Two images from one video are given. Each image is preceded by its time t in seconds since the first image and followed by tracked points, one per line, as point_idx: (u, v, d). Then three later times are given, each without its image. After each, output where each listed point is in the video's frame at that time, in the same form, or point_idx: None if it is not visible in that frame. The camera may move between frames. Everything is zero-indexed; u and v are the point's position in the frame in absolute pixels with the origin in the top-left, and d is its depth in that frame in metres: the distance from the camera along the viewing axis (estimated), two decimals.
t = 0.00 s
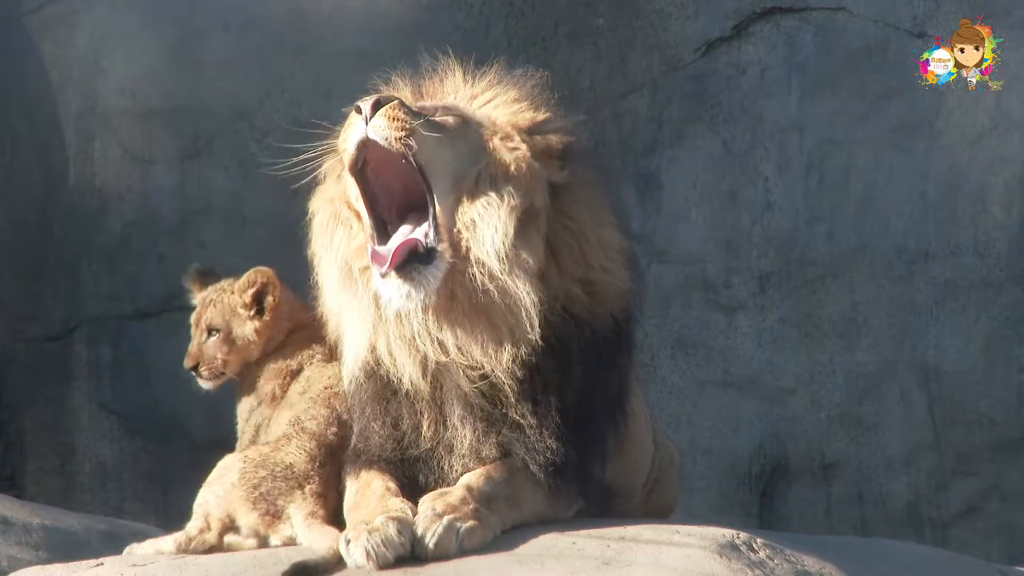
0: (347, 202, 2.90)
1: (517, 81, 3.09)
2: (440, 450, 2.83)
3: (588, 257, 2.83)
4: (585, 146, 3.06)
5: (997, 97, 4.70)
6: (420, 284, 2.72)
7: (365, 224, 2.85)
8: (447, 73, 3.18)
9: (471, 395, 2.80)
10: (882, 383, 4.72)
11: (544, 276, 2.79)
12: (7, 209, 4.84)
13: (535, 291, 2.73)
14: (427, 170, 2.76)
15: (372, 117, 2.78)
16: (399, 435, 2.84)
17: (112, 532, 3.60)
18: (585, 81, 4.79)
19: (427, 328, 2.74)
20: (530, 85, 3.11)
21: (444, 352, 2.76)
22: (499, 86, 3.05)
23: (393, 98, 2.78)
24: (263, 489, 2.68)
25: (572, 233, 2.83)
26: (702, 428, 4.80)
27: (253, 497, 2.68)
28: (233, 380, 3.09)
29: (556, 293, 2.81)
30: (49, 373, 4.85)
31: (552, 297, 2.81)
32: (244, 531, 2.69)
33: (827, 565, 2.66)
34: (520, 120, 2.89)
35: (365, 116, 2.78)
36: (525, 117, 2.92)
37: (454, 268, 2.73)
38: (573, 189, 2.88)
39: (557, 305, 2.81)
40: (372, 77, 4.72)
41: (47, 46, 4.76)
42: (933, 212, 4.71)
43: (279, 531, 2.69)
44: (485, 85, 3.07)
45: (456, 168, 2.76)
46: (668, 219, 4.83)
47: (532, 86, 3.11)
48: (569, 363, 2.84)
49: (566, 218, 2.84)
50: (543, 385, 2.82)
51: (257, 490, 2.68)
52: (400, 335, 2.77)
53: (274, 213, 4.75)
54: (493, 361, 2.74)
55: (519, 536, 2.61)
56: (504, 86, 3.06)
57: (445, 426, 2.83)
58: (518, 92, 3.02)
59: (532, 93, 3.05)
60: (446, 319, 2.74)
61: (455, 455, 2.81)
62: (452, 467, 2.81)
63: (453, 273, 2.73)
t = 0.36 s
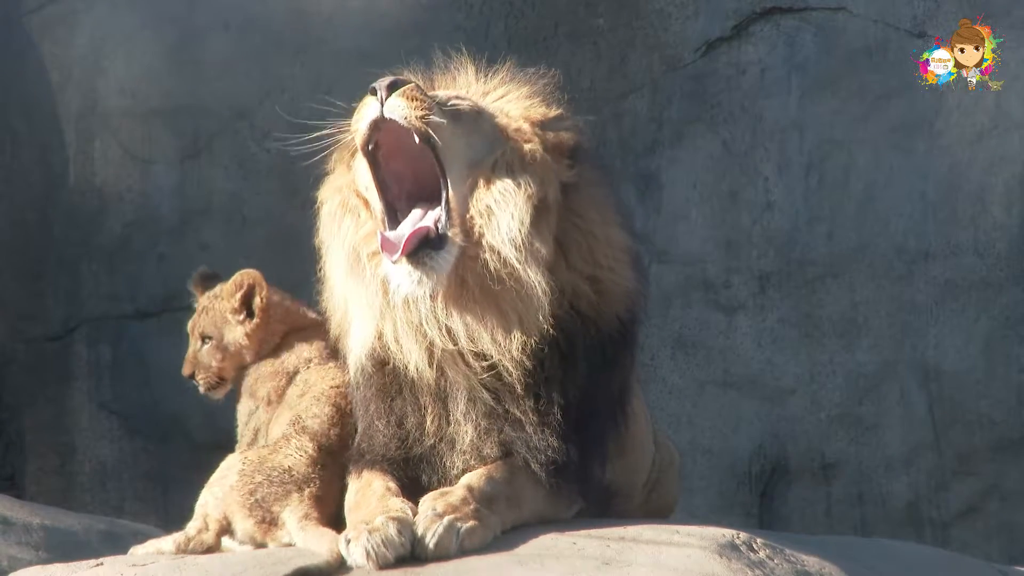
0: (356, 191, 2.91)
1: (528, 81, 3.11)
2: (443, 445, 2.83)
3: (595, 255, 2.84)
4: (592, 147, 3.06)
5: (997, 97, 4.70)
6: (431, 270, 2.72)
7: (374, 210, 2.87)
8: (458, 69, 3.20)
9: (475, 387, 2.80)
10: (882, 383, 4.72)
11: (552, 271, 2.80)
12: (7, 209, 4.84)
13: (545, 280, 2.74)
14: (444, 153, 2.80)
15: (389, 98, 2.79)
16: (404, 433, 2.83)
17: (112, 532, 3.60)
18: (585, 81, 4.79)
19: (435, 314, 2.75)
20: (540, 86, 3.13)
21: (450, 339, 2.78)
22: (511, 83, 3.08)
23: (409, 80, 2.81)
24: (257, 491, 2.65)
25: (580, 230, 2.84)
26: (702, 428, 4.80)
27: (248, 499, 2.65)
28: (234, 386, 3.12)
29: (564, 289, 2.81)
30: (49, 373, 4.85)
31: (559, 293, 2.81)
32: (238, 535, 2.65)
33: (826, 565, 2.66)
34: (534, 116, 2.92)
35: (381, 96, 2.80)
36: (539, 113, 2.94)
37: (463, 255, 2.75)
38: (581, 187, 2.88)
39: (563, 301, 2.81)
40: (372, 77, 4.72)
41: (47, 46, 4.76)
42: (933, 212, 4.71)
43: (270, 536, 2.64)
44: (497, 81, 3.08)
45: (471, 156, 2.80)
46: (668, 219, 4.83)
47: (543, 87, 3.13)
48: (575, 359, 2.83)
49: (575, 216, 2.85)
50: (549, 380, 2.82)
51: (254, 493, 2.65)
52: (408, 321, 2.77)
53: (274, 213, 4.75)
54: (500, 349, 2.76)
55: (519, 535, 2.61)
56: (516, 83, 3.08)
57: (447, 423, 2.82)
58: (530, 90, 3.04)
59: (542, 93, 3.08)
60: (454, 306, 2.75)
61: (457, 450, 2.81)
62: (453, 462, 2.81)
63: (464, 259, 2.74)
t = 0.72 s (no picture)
0: (360, 179, 2.92)
1: (536, 79, 3.13)
2: (446, 440, 2.81)
3: (599, 252, 2.84)
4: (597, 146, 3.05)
5: (997, 97, 4.70)
6: (443, 261, 2.72)
7: (382, 197, 2.87)
8: (465, 66, 3.21)
9: (479, 379, 2.79)
10: (882, 383, 4.72)
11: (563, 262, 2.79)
12: (7, 209, 4.84)
13: (558, 268, 2.75)
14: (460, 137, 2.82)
15: (403, 78, 2.82)
16: (410, 430, 2.81)
17: (113, 532, 3.61)
18: (585, 81, 4.79)
19: (444, 303, 2.74)
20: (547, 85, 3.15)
21: (458, 330, 2.77)
22: (520, 80, 3.09)
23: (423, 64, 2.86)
24: (257, 492, 2.63)
25: (586, 224, 2.84)
26: (702, 428, 4.80)
27: (248, 500, 2.63)
28: (224, 385, 3.03)
29: (570, 283, 2.80)
30: (48, 373, 4.85)
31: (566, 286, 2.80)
32: (235, 535, 2.65)
33: (826, 565, 2.66)
34: (545, 111, 2.93)
35: (395, 73, 2.83)
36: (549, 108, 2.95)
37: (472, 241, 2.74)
38: (588, 183, 2.88)
39: (569, 295, 2.81)
40: (372, 77, 4.72)
41: (47, 46, 4.76)
42: (933, 212, 4.71)
43: (267, 536, 2.63)
44: (506, 77, 3.10)
45: (486, 139, 2.82)
46: (668, 219, 4.83)
47: (550, 86, 3.14)
48: (581, 354, 2.84)
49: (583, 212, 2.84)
50: (555, 377, 2.82)
51: (253, 494, 2.63)
52: (413, 307, 2.76)
53: (274, 213, 4.76)
54: (511, 341, 2.75)
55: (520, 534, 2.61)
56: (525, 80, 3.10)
57: (450, 417, 2.80)
58: (539, 87, 3.05)
59: (551, 91, 3.09)
60: (461, 293, 2.74)
61: (458, 445, 2.80)
62: (455, 456, 2.80)
63: (475, 248, 2.74)
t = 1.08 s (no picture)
0: (363, 169, 2.89)
1: (541, 77, 3.14)
2: (446, 435, 2.76)
3: (600, 250, 2.83)
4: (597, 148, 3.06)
5: (997, 97, 4.70)
6: (455, 249, 2.70)
7: (382, 188, 2.86)
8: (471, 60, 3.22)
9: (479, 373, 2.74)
10: (882, 383, 4.72)
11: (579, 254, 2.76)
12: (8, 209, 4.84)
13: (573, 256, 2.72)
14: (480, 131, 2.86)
15: (421, 59, 2.79)
16: (413, 424, 2.77)
17: (113, 532, 3.61)
18: (585, 81, 4.80)
19: (449, 293, 2.70)
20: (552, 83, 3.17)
21: (465, 323, 2.72)
22: (526, 77, 3.11)
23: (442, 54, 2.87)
24: (256, 493, 2.62)
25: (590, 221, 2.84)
26: (702, 427, 4.80)
27: (247, 501, 2.61)
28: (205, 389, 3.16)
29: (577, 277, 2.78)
30: (48, 373, 4.85)
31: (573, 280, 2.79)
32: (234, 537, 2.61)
33: (826, 565, 2.66)
34: (553, 108, 2.96)
35: (412, 57, 2.78)
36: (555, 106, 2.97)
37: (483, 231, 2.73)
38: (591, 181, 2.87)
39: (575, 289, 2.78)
40: (372, 77, 4.72)
41: (48, 46, 4.77)
42: (933, 212, 4.71)
43: (266, 536, 2.60)
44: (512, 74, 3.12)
45: (504, 129, 2.86)
46: (668, 219, 4.84)
47: (556, 84, 3.16)
48: (588, 350, 2.81)
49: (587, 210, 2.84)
50: (564, 373, 2.78)
51: (252, 495, 2.61)
52: (418, 297, 2.72)
53: (274, 213, 4.76)
54: (524, 327, 2.70)
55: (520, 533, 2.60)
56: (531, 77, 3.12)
57: (450, 410, 2.76)
58: (546, 83, 3.08)
59: (557, 89, 3.11)
60: (468, 284, 2.71)
61: (458, 439, 2.75)
62: (454, 450, 2.75)
63: (486, 240, 2.73)
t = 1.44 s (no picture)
0: (361, 167, 2.89)
1: (542, 78, 3.14)
2: (450, 430, 2.71)
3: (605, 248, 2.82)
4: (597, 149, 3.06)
5: (997, 97, 4.67)
6: (463, 246, 2.71)
7: (378, 188, 2.85)
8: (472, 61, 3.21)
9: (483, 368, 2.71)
10: (881, 383, 4.71)
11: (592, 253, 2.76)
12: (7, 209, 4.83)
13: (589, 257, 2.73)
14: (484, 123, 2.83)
15: (426, 51, 2.79)
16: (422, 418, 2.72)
17: (113, 532, 3.62)
18: (585, 81, 4.81)
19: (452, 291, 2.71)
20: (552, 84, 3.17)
21: (470, 318, 2.72)
22: (527, 78, 3.11)
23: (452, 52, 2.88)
24: (239, 490, 2.63)
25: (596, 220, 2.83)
26: (702, 427, 4.80)
27: (230, 497, 2.61)
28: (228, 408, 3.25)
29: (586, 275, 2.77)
30: (48, 372, 4.85)
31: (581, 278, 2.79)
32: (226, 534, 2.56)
33: (826, 565, 2.65)
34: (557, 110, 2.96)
35: (417, 50, 2.78)
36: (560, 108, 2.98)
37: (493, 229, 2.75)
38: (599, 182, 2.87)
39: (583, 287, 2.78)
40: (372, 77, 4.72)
41: (48, 46, 4.77)
42: (933, 212, 4.71)
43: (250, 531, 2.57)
44: (513, 75, 3.11)
45: (514, 127, 2.86)
46: (668, 219, 4.84)
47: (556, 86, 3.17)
48: (592, 346, 2.80)
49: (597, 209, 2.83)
50: (569, 369, 2.76)
51: (236, 492, 2.62)
52: (419, 294, 2.73)
53: (274, 213, 4.78)
54: (538, 318, 2.68)
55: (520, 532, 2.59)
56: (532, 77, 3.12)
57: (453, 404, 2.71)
58: (546, 84, 3.08)
59: (557, 90, 3.12)
60: (475, 281, 2.72)
61: (462, 436, 2.70)
62: (457, 446, 2.70)
63: (493, 239, 2.74)
